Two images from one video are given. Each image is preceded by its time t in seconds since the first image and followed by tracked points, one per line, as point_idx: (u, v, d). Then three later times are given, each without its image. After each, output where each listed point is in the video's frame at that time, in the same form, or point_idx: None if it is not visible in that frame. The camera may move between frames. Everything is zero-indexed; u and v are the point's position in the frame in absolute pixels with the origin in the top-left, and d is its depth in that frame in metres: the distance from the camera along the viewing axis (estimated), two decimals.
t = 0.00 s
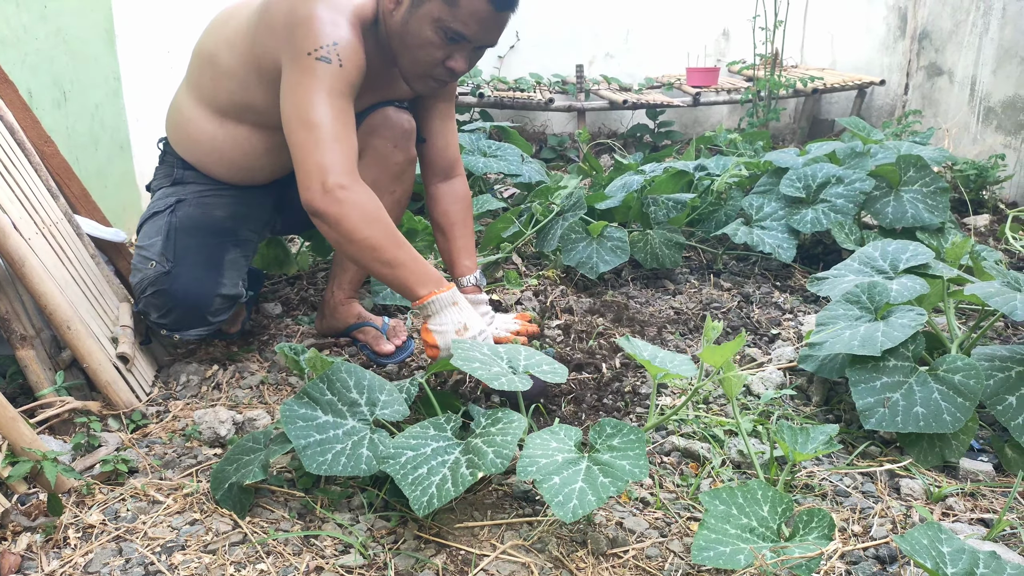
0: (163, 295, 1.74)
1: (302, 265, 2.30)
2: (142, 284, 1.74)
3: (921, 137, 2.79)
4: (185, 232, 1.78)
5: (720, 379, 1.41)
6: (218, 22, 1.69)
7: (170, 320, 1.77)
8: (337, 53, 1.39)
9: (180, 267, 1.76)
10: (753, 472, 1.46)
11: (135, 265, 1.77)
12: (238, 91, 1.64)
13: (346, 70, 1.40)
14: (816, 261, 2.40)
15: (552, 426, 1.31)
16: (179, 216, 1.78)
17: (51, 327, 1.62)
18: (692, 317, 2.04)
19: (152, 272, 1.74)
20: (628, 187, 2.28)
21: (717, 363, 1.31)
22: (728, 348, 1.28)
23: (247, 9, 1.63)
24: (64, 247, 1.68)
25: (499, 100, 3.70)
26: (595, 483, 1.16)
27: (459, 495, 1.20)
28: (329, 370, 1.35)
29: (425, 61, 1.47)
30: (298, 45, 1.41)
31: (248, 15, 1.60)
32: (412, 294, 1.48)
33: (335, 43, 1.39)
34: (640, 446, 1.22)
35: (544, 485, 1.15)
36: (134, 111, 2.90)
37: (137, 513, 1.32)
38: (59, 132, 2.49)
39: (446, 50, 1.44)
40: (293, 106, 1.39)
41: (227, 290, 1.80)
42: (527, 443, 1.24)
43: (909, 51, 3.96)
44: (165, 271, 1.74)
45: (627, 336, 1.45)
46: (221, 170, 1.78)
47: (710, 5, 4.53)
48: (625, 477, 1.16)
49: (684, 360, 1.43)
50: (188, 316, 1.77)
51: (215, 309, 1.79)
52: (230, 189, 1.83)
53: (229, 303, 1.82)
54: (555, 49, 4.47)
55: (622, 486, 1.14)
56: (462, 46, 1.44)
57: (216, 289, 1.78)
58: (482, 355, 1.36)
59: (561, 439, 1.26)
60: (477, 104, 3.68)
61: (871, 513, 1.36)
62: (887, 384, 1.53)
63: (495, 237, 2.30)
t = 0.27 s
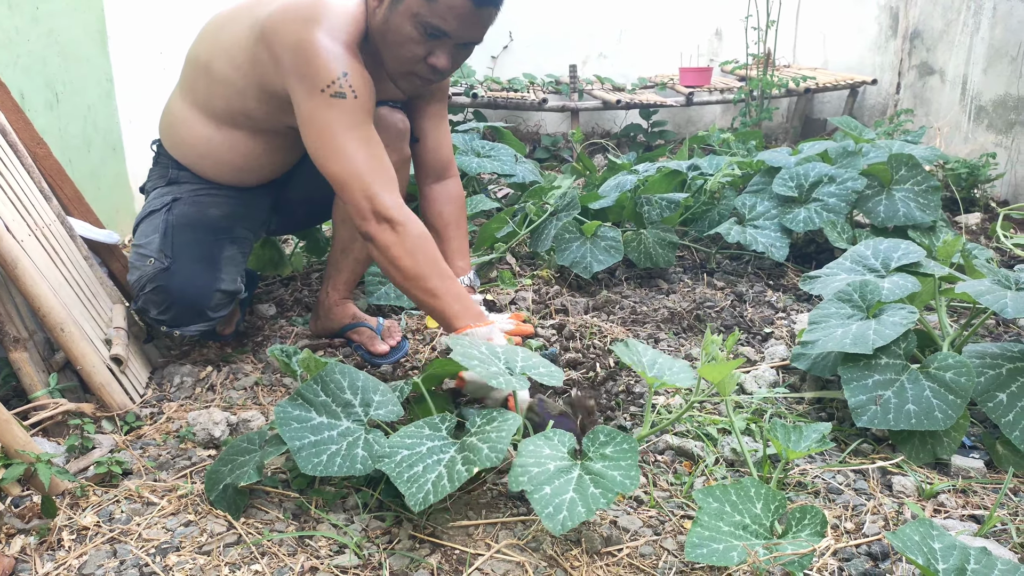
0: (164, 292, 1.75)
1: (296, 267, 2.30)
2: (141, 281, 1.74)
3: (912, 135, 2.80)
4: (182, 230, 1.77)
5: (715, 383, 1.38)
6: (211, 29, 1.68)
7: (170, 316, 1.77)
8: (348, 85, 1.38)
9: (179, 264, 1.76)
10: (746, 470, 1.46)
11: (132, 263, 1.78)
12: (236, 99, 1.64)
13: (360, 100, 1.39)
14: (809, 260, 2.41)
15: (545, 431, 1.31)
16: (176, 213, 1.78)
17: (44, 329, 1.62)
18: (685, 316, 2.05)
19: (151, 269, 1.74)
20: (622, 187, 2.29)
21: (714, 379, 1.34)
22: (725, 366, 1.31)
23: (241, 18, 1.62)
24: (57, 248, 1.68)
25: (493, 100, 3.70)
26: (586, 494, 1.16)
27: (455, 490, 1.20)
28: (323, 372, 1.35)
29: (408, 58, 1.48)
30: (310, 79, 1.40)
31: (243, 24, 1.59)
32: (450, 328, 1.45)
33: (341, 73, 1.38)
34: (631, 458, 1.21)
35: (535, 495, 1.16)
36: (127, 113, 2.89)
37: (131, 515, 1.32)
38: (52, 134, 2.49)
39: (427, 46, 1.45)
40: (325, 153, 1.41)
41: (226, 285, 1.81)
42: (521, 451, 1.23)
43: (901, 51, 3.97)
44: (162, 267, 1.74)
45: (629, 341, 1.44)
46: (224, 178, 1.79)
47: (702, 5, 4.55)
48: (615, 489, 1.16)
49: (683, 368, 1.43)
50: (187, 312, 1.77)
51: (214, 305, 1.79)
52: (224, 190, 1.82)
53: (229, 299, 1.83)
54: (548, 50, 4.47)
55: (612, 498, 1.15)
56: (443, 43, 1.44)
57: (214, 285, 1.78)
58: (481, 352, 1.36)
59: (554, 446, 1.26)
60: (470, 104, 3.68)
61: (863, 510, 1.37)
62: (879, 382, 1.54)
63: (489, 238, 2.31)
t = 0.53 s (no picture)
0: (143, 287, 1.74)
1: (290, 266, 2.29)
2: (123, 275, 1.75)
3: (905, 135, 2.81)
4: (166, 226, 1.76)
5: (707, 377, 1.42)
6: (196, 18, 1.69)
7: (150, 311, 1.77)
8: (271, 52, 1.39)
9: (160, 259, 1.75)
10: (741, 469, 1.47)
11: (118, 257, 1.78)
12: (208, 86, 1.63)
13: (280, 70, 1.39)
14: (802, 259, 2.42)
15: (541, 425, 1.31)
16: (162, 210, 1.75)
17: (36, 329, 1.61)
18: (680, 316, 2.05)
19: (133, 263, 1.75)
20: (616, 187, 2.29)
21: (704, 359, 1.32)
22: (714, 344, 1.29)
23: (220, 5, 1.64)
24: (48, 248, 1.66)
25: (487, 100, 3.70)
26: (587, 480, 1.17)
27: (449, 491, 1.20)
28: (317, 373, 1.35)
29: (367, 37, 1.46)
30: (240, 41, 1.40)
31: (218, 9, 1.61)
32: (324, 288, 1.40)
33: (273, 42, 1.39)
34: (628, 440, 1.22)
35: (537, 485, 1.16)
36: (119, 112, 2.88)
37: (124, 516, 1.31)
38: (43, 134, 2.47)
39: (385, 25, 1.43)
40: (219, 101, 1.38)
41: (209, 282, 1.80)
42: (516, 446, 1.23)
43: (893, 51, 3.99)
44: (143, 263, 1.74)
45: (612, 336, 1.46)
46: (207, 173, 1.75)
47: (696, 5, 4.55)
48: (616, 473, 1.17)
49: (670, 355, 1.45)
50: (167, 308, 1.77)
51: (195, 301, 1.79)
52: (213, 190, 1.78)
53: (211, 294, 1.82)
54: (542, 49, 4.47)
55: (615, 482, 1.15)
56: (401, 21, 1.42)
57: (195, 281, 1.78)
58: (470, 355, 1.37)
59: (550, 439, 1.26)
60: (464, 104, 3.68)
61: (857, 509, 1.37)
62: (872, 381, 1.54)
63: (483, 238, 2.30)
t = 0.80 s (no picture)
0: (120, 278, 1.73)
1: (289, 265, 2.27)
2: (104, 267, 1.75)
3: (902, 135, 2.81)
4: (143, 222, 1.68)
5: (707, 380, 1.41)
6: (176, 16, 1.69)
7: (128, 303, 1.76)
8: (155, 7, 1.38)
9: (137, 252, 1.71)
10: (739, 469, 1.47)
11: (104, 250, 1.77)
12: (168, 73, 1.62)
13: (160, 26, 1.38)
14: (800, 259, 2.42)
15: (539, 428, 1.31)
16: (141, 208, 1.68)
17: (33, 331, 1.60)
18: (678, 316, 2.05)
19: (112, 256, 1.73)
20: (613, 187, 2.29)
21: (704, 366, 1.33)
22: (715, 350, 1.30)
23: None
24: (45, 249, 1.65)
25: (484, 100, 3.70)
26: (586, 486, 1.16)
27: (446, 499, 1.20)
28: (315, 374, 1.34)
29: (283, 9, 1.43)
30: None
31: None
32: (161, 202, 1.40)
33: None
34: (627, 447, 1.23)
35: (536, 491, 1.15)
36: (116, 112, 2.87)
37: (121, 518, 1.30)
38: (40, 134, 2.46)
39: None
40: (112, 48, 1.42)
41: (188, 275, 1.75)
42: (515, 449, 1.23)
43: (889, 51, 4.00)
44: (120, 255, 1.72)
45: (614, 337, 1.46)
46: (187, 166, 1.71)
47: (693, 5, 4.55)
48: (615, 480, 1.17)
49: (669, 358, 1.45)
50: (144, 299, 1.75)
51: (173, 293, 1.76)
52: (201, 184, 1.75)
53: (189, 288, 1.76)
54: (540, 49, 4.47)
55: (613, 488, 1.15)
56: None
57: (172, 275, 1.74)
58: (470, 355, 1.37)
59: (548, 443, 1.26)
60: (461, 104, 3.67)
61: (856, 509, 1.37)
62: (872, 381, 1.54)
63: (481, 238, 2.30)
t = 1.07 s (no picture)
0: (119, 268, 1.72)
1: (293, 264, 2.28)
2: (104, 259, 1.74)
3: (908, 134, 2.81)
4: (145, 212, 1.74)
5: (713, 380, 1.41)
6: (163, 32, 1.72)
7: (126, 294, 1.73)
8: None
9: (135, 240, 1.71)
10: (745, 469, 1.46)
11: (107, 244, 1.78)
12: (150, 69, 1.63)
13: None
14: (805, 258, 2.42)
15: (544, 426, 1.31)
16: (144, 198, 1.76)
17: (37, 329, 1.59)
18: (683, 315, 2.04)
19: (113, 247, 1.73)
20: (618, 185, 2.28)
21: (710, 363, 1.32)
22: (720, 349, 1.28)
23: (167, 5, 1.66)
24: (49, 247, 1.65)
25: (488, 99, 3.69)
26: (590, 483, 1.15)
27: (450, 500, 1.19)
28: (318, 379, 1.35)
29: None
30: None
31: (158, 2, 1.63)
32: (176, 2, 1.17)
33: None
34: (633, 445, 1.21)
35: (539, 488, 1.15)
36: (120, 111, 2.87)
37: (125, 516, 1.30)
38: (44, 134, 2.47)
39: None
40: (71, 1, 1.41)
41: (186, 263, 1.72)
42: (521, 445, 1.24)
43: (895, 50, 3.98)
44: (120, 245, 1.72)
45: (619, 336, 1.45)
46: (177, 155, 1.74)
47: (697, 4, 4.54)
48: (620, 477, 1.16)
49: (676, 359, 1.44)
50: (142, 289, 1.71)
51: (170, 282, 1.71)
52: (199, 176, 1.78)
53: (188, 278, 1.73)
54: (544, 48, 4.47)
55: (618, 485, 1.14)
56: None
57: (170, 261, 1.70)
58: (474, 355, 1.36)
59: (554, 440, 1.26)
60: (465, 103, 3.67)
61: (863, 510, 1.36)
62: (878, 380, 1.53)
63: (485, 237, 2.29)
